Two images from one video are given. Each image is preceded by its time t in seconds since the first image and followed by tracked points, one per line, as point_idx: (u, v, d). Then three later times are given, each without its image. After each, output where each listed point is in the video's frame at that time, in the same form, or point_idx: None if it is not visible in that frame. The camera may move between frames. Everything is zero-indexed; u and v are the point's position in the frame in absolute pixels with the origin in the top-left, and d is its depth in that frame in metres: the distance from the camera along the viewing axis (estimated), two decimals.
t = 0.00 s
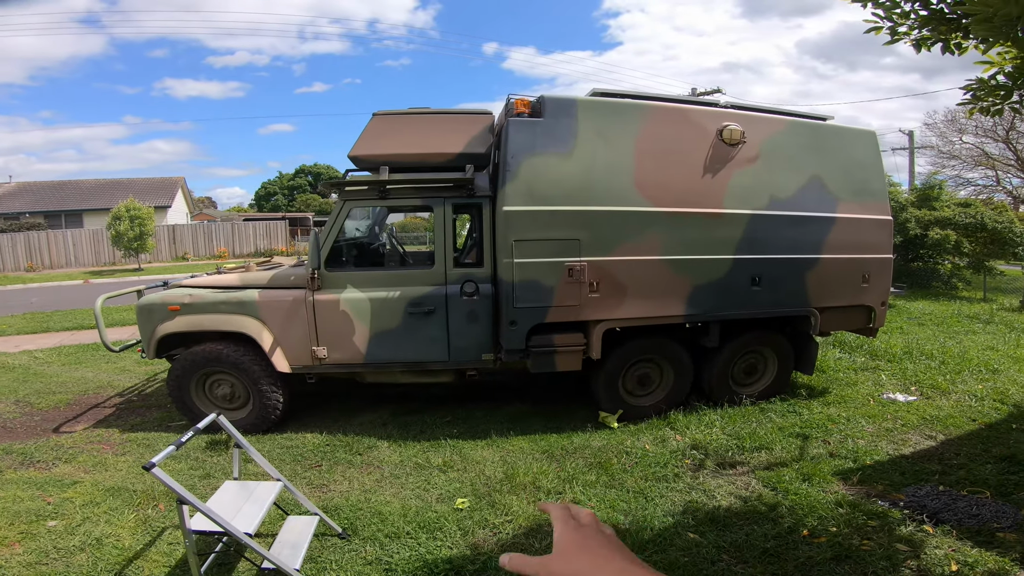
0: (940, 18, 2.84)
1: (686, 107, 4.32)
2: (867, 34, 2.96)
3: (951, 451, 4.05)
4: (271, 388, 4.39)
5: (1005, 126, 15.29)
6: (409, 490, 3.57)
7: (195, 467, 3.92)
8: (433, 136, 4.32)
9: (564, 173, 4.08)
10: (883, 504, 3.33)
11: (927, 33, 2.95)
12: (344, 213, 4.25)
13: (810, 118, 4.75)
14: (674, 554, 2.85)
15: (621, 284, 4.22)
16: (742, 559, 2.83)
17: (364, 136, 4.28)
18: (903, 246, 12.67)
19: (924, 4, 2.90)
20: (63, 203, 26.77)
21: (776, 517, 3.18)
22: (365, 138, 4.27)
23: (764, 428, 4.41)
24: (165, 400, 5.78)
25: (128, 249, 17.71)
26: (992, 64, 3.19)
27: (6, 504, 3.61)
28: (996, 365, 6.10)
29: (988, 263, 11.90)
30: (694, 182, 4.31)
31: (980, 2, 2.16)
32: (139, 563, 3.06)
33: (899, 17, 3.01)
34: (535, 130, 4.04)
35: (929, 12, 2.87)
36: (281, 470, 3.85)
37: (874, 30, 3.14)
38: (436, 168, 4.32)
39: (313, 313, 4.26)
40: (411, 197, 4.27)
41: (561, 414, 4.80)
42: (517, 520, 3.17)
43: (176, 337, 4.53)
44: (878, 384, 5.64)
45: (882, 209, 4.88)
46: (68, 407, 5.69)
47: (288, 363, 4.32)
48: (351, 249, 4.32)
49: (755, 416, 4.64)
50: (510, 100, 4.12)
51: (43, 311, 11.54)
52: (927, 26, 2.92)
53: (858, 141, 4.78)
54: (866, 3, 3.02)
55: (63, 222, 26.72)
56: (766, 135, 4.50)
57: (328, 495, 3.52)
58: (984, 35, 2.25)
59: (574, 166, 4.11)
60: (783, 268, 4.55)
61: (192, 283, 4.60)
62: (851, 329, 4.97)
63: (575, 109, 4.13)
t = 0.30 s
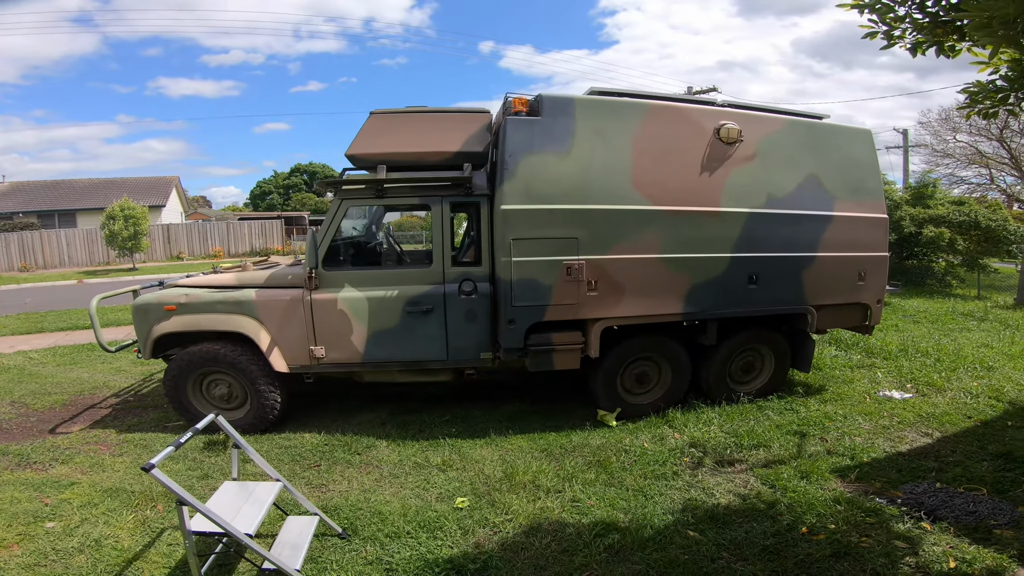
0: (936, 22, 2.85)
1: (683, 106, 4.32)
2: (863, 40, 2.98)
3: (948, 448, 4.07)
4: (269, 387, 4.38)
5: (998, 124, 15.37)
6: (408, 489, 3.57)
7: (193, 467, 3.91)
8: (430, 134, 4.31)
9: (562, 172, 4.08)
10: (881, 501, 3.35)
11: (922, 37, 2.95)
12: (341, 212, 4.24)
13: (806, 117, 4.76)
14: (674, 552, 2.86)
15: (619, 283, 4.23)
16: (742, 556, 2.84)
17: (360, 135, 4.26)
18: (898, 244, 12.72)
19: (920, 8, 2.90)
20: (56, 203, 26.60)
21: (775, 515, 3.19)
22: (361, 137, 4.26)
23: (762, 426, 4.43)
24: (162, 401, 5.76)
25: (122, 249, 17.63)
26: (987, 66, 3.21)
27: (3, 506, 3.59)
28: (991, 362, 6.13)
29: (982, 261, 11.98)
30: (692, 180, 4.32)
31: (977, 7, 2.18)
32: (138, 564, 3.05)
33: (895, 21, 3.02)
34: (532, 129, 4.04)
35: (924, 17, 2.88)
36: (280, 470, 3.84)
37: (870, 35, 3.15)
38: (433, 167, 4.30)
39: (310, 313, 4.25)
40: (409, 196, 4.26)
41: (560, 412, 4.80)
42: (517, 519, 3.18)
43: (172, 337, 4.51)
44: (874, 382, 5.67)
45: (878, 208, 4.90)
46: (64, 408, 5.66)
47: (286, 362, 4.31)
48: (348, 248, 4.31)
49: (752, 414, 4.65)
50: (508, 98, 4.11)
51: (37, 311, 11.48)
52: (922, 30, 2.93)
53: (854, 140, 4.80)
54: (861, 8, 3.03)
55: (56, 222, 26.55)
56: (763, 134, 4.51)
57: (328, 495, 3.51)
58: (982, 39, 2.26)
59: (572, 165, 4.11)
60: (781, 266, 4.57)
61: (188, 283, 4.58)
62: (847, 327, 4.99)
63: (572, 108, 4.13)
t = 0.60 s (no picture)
0: (934, 23, 2.87)
1: (682, 105, 4.34)
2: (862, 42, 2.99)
3: (945, 445, 4.10)
4: (269, 385, 4.39)
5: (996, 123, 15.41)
6: (409, 486, 3.58)
7: (194, 465, 3.92)
8: (430, 133, 4.31)
9: (562, 170, 4.09)
10: (878, 497, 3.38)
11: (920, 40, 2.96)
12: (341, 209, 4.24)
13: (804, 115, 4.78)
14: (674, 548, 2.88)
15: (618, 280, 4.24)
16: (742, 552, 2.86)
17: (360, 134, 4.27)
18: (896, 242, 12.76)
19: (917, 11, 2.92)
20: (53, 202, 26.54)
21: (774, 511, 3.21)
22: (361, 135, 4.26)
23: (760, 423, 4.45)
24: (162, 399, 5.76)
25: (120, 248, 17.60)
26: (983, 67, 3.24)
27: (4, 504, 3.59)
28: (987, 360, 6.17)
29: (979, 259, 11.99)
30: (690, 178, 4.33)
31: (974, 6, 2.19)
32: (140, 562, 3.06)
33: (893, 23, 3.03)
34: (532, 127, 4.05)
35: (923, 18, 2.90)
36: (280, 468, 3.86)
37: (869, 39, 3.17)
38: (433, 165, 4.31)
39: (310, 310, 4.25)
40: (409, 194, 4.27)
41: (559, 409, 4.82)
42: (518, 515, 3.19)
43: (172, 335, 4.51)
44: (872, 379, 5.71)
45: (875, 206, 4.92)
46: (64, 406, 5.66)
47: (286, 360, 4.32)
48: (348, 246, 4.32)
49: (751, 411, 4.68)
50: (507, 96, 4.12)
51: (36, 310, 11.47)
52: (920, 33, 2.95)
53: (851, 138, 4.82)
54: (859, 12, 3.04)
55: (53, 221, 26.51)
56: (761, 132, 4.52)
57: (329, 492, 3.52)
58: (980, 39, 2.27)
59: (571, 163, 4.12)
60: (779, 264, 4.59)
61: (188, 281, 4.58)
62: (845, 324, 5.01)
63: (572, 106, 4.14)
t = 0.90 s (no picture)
0: (936, 22, 2.89)
1: (683, 104, 4.36)
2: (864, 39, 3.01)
3: (945, 442, 4.13)
4: (272, 384, 4.40)
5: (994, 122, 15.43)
6: (413, 485, 3.60)
7: (199, 465, 3.93)
8: (432, 132, 4.33)
9: (564, 169, 4.11)
10: (880, 494, 3.40)
11: (922, 37, 2.99)
12: (345, 208, 4.25)
13: (805, 115, 4.80)
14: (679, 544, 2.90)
15: (620, 278, 4.26)
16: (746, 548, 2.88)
17: (363, 133, 4.28)
18: (894, 241, 12.79)
19: (920, 8, 2.94)
20: (51, 202, 26.46)
21: (777, 508, 3.23)
22: (364, 134, 4.27)
23: (762, 420, 4.47)
24: (164, 398, 5.77)
25: (119, 248, 17.57)
26: (982, 69, 3.27)
27: (9, 504, 3.61)
28: (986, 358, 6.20)
29: (977, 258, 11.94)
30: (692, 177, 4.35)
31: (976, 6, 2.21)
32: (148, 561, 3.07)
33: (896, 20, 3.05)
34: (534, 126, 4.06)
35: (925, 17, 2.92)
36: (285, 466, 3.87)
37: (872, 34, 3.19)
38: (436, 164, 4.32)
39: (314, 309, 4.26)
40: (412, 193, 4.29)
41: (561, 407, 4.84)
42: (523, 513, 3.21)
43: (175, 334, 4.52)
44: (872, 376, 5.74)
45: (875, 204, 4.94)
46: (65, 406, 5.67)
47: (289, 359, 4.33)
48: (350, 245, 4.34)
49: (752, 408, 4.70)
50: (510, 96, 4.13)
51: (35, 310, 11.45)
52: (922, 31, 2.97)
53: (851, 137, 4.84)
54: (863, 7, 3.06)
55: (51, 220, 26.45)
56: (762, 131, 4.54)
57: (334, 491, 3.54)
58: (980, 39, 2.29)
59: (574, 162, 4.13)
60: (780, 262, 4.61)
61: (191, 280, 4.59)
62: (845, 322, 5.04)
63: (574, 105, 4.16)
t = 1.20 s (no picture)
0: (938, 21, 2.90)
1: (685, 103, 4.37)
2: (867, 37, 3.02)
3: (943, 440, 4.15)
4: (274, 381, 4.40)
5: (992, 122, 15.48)
6: (416, 481, 3.61)
7: (201, 462, 3.93)
8: (435, 129, 4.33)
9: (566, 167, 4.12)
10: (880, 490, 3.43)
11: (925, 35, 3.00)
12: (347, 205, 4.26)
13: (805, 114, 4.82)
14: (681, 540, 2.92)
15: (622, 276, 4.27)
16: (748, 544, 2.90)
17: (366, 130, 4.28)
18: (892, 240, 12.83)
19: (923, 7, 2.95)
20: (47, 199, 26.36)
21: (778, 504, 3.26)
22: (367, 131, 4.28)
23: (762, 417, 4.50)
24: (164, 396, 5.77)
25: (116, 245, 17.53)
26: (983, 66, 3.28)
27: (11, 503, 3.60)
28: (984, 356, 6.24)
29: (974, 257, 12.00)
30: (693, 176, 4.37)
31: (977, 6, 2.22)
32: (151, 559, 3.08)
33: (899, 19, 3.06)
34: (537, 124, 4.07)
35: (928, 15, 2.93)
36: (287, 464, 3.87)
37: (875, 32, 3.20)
38: (438, 161, 4.33)
39: (316, 306, 4.27)
40: (414, 190, 4.29)
41: (562, 405, 4.85)
42: (526, 509, 3.22)
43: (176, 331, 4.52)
44: (870, 374, 5.77)
45: (875, 203, 4.96)
46: (65, 403, 5.67)
47: (291, 356, 4.33)
48: (352, 242, 4.33)
49: (752, 406, 4.72)
50: (512, 93, 4.13)
51: (33, 308, 11.42)
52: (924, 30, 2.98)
53: (852, 137, 4.86)
54: (867, 5, 3.07)
55: (48, 218, 26.36)
56: (763, 130, 4.56)
57: (337, 488, 3.54)
58: (981, 38, 2.31)
59: (576, 160, 4.14)
60: (780, 260, 4.63)
61: (193, 277, 4.59)
62: (844, 320, 5.06)
63: (576, 104, 4.17)
